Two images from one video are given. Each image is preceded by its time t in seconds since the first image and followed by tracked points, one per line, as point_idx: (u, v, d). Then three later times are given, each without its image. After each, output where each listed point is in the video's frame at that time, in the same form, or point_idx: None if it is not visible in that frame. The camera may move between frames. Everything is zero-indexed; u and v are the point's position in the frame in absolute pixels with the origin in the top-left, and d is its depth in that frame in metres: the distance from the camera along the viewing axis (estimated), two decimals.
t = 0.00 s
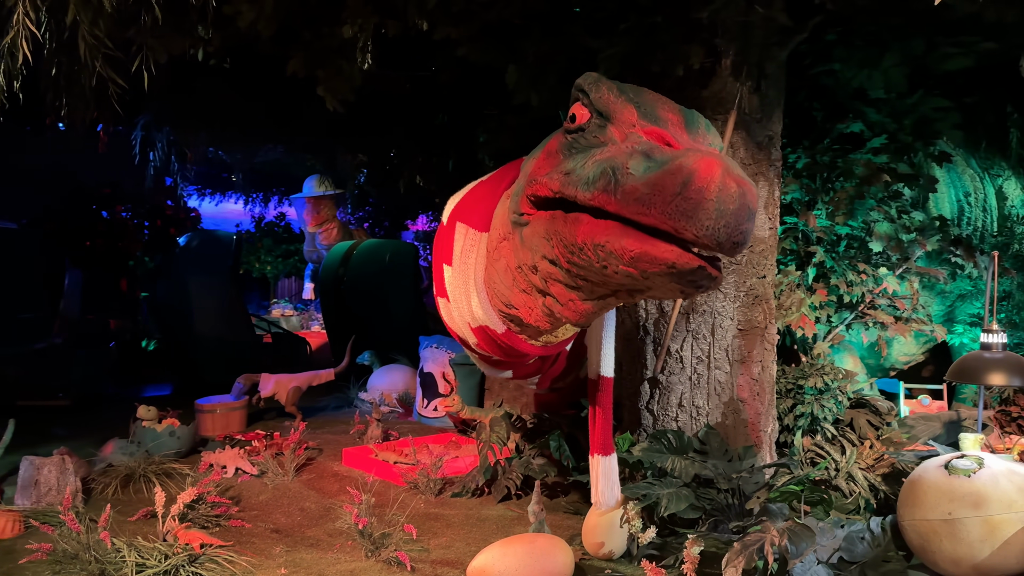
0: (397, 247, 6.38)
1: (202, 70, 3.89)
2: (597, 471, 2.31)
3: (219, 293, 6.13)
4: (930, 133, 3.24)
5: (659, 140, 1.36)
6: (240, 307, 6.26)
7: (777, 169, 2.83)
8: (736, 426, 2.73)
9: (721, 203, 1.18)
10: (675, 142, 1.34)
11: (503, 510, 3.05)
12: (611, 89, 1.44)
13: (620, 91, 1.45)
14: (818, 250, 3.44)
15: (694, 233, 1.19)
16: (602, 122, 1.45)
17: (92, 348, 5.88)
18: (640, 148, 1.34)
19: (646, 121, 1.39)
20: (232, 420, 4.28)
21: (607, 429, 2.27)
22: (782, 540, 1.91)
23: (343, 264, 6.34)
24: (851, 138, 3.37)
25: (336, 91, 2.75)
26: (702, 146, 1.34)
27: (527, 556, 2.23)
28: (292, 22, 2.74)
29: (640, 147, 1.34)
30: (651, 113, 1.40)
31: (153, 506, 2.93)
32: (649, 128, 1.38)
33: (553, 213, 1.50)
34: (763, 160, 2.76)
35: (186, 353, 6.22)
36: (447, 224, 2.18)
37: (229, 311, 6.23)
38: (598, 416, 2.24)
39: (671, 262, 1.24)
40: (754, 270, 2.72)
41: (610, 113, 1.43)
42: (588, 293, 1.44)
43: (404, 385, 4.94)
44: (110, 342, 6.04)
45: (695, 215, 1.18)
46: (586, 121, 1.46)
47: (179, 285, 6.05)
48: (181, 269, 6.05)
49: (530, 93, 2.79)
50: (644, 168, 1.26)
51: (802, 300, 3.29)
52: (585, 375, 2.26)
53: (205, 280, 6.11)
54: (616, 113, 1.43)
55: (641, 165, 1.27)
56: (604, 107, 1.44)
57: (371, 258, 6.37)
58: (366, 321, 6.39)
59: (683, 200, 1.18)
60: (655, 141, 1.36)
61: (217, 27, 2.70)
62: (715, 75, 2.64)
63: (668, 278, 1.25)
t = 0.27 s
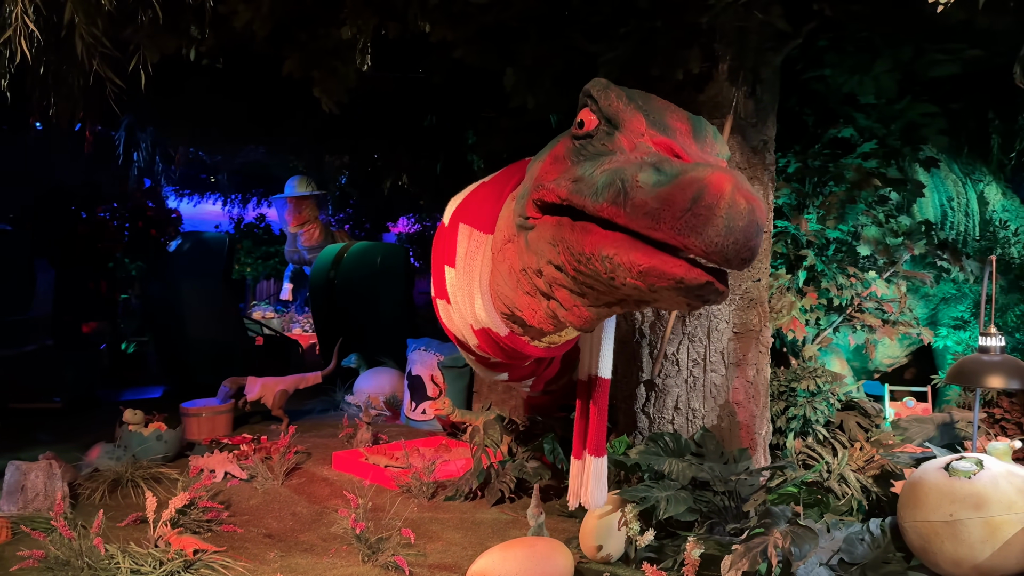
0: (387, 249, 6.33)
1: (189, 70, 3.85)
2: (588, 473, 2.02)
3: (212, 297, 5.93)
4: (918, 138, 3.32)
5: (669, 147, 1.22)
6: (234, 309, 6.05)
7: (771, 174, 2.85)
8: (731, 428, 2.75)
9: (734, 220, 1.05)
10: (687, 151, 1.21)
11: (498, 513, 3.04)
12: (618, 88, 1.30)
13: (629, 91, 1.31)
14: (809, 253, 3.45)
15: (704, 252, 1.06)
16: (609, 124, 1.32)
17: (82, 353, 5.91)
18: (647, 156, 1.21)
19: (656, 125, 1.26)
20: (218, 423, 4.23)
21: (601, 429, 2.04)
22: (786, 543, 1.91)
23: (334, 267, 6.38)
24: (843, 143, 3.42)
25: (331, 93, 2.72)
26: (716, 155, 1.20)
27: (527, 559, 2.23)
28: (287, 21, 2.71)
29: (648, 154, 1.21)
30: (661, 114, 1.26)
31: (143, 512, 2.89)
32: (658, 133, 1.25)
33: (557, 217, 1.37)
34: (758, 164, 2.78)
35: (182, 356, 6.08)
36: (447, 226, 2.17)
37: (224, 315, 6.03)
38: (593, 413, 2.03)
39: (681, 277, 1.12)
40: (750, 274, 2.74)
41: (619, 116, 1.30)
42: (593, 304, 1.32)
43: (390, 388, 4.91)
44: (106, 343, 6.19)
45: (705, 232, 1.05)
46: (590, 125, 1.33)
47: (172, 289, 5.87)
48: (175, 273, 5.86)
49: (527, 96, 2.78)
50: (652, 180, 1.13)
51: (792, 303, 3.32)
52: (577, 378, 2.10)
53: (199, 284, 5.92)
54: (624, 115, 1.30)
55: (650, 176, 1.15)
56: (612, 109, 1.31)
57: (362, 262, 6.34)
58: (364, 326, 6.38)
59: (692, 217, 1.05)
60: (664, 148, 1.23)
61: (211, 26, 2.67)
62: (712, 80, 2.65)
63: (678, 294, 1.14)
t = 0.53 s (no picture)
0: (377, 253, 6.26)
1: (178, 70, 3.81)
2: (587, 476, 1.96)
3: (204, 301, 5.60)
4: (904, 144, 3.46)
5: (671, 169, 1.31)
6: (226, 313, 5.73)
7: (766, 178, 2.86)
8: (727, 431, 2.76)
9: (733, 248, 1.12)
10: (687, 174, 1.29)
11: (491, 517, 3.03)
12: (622, 107, 1.38)
13: (632, 110, 1.40)
14: (799, 257, 3.47)
15: (704, 276, 1.14)
16: (613, 142, 1.40)
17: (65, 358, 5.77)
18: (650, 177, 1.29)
19: (658, 146, 1.34)
20: (203, 428, 4.18)
21: (600, 432, 2.00)
22: (789, 545, 1.93)
23: (323, 270, 6.25)
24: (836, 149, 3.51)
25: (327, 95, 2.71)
26: (714, 179, 1.29)
27: (527, 563, 2.22)
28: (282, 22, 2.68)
29: (649, 175, 1.29)
30: (662, 134, 1.35)
31: (133, 518, 2.85)
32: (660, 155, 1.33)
33: (560, 228, 1.44)
34: (752, 169, 2.80)
35: (173, 363, 5.75)
36: (449, 229, 2.17)
37: (217, 319, 5.69)
38: (591, 417, 2.00)
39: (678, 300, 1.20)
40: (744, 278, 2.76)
41: (622, 135, 1.38)
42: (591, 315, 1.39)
43: (377, 392, 4.88)
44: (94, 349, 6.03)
45: (705, 257, 1.13)
46: (595, 141, 1.41)
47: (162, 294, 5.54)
48: (165, 277, 5.50)
49: (522, 100, 2.79)
50: (656, 204, 1.20)
51: (782, 306, 3.34)
52: (573, 381, 2.09)
53: (191, 287, 5.59)
54: (628, 135, 1.37)
55: (652, 197, 1.23)
56: (616, 128, 1.39)
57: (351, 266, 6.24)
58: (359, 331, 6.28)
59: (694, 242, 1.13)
60: (666, 170, 1.31)
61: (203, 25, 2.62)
62: (707, 85, 2.66)
63: (675, 313, 1.22)
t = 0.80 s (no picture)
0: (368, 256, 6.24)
1: (165, 70, 3.77)
2: (593, 477, 1.99)
3: (200, 308, 5.17)
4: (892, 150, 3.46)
5: (671, 181, 1.35)
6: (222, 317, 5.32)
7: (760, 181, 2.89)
8: (723, 432, 2.78)
9: (731, 263, 1.17)
10: (687, 185, 1.33)
11: (486, 520, 3.03)
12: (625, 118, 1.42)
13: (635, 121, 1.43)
14: (790, 260, 3.51)
15: (702, 289, 1.18)
16: (615, 150, 1.44)
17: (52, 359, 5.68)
18: (652, 188, 1.33)
19: (659, 157, 1.38)
20: (190, 432, 4.13)
21: (605, 433, 2.02)
22: (792, 546, 1.95)
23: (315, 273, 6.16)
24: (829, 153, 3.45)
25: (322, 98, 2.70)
26: (713, 193, 1.33)
27: (529, 565, 2.22)
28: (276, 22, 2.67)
29: (650, 187, 1.33)
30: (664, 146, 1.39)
31: (124, 524, 2.81)
32: (661, 166, 1.37)
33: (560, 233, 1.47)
34: (747, 172, 2.82)
35: (164, 373, 5.37)
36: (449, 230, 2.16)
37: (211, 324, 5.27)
38: (595, 418, 2.02)
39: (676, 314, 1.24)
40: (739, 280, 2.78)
41: (624, 144, 1.42)
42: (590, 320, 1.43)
43: (365, 395, 4.86)
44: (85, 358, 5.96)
45: (703, 272, 1.17)
46: (598, 150, 1.45)
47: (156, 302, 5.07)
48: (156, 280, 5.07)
49: (519, 103, 2.79)
50: (657, 217, 1.24)
51: (774, 309, 3.38)
52: (577, 383, 2.11)
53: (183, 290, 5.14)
54: (631, 143, 1.41)
55: (653, 211, 1.27)
56: (619, 138, 1.43)
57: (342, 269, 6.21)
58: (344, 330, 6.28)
59: (693, 258, 1.17)
60: (666, 180, 1.35)
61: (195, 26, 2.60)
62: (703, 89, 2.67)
63: (672, 324, 1.25)
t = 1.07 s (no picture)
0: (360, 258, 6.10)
1: (154, 70, 3.72)
2: (601, 481, 2.06)
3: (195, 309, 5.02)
4: (881, 152, 3.49)
5: (671, 194, 1.31)
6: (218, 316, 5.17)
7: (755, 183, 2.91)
8: (720, 433, 2.80)
9: (726, 283, 1.12)
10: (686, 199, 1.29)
11: (483, 522, 3.02)
12: (626, 127, 1.38)
13: (636, 130, 1.39)
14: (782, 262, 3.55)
15: (697, 309, 1.14)
16: (616, 160, 1.40)
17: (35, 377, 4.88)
18: (649, 201, 1.29)
19: (659, 169, 1.34)
20: (178, 435, 4.08)
21: (611, 432, 2.07)
22: (798, 545, 1.96)
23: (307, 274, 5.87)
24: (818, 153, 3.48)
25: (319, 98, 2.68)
26: (712, 208, 1.29)
27: (532, 567, 2.22)
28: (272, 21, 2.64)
29: (649, 200, 1.29)
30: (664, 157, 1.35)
31: (117, 529, 2.77)
32: (661, 178, 1.33)
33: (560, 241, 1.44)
34: (743, 174, 2.83)
35: (159, 365, 5.31)
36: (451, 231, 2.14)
37: (206, 326, 5.15)
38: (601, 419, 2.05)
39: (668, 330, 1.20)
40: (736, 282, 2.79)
41: (625, 154, 1.39)
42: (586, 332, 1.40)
43: (353, 397, 4.83)
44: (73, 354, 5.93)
45: (698, 293, 1.13)
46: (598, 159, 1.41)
47: (150, 305, 4.92)
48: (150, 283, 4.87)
49: (516, 104, 2.78)
50: (653, 232, 1.20)
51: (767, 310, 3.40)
52: (586, 387, 2.08)
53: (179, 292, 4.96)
54: (631, 153, 1.38)
55: (650, 225, 1.22)
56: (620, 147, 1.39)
57: (333, 271, 6.02)
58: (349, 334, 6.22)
59: (688, 276, 1.13)
60: (666, 193, 1.31)
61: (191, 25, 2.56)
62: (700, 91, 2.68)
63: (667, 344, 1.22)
